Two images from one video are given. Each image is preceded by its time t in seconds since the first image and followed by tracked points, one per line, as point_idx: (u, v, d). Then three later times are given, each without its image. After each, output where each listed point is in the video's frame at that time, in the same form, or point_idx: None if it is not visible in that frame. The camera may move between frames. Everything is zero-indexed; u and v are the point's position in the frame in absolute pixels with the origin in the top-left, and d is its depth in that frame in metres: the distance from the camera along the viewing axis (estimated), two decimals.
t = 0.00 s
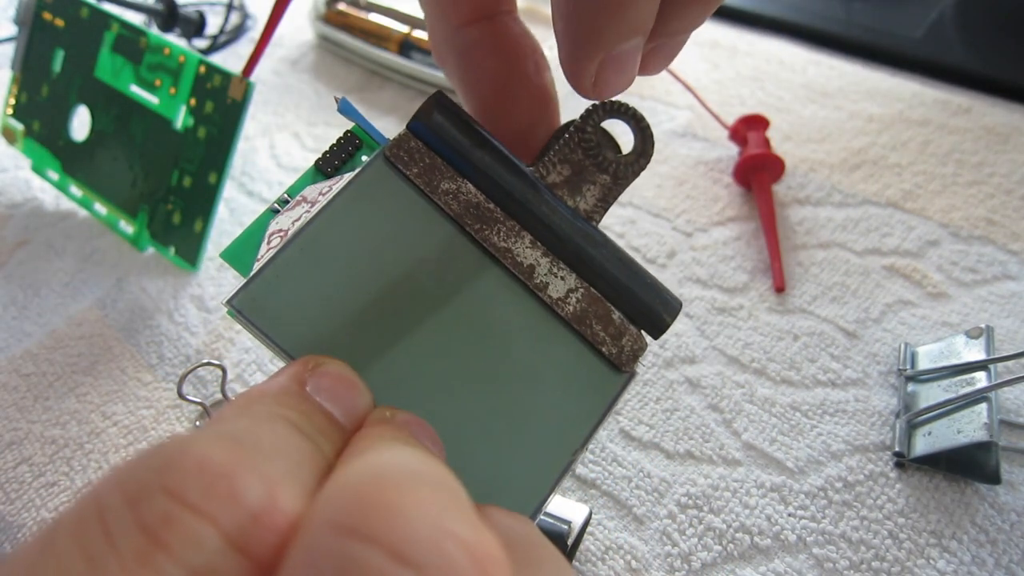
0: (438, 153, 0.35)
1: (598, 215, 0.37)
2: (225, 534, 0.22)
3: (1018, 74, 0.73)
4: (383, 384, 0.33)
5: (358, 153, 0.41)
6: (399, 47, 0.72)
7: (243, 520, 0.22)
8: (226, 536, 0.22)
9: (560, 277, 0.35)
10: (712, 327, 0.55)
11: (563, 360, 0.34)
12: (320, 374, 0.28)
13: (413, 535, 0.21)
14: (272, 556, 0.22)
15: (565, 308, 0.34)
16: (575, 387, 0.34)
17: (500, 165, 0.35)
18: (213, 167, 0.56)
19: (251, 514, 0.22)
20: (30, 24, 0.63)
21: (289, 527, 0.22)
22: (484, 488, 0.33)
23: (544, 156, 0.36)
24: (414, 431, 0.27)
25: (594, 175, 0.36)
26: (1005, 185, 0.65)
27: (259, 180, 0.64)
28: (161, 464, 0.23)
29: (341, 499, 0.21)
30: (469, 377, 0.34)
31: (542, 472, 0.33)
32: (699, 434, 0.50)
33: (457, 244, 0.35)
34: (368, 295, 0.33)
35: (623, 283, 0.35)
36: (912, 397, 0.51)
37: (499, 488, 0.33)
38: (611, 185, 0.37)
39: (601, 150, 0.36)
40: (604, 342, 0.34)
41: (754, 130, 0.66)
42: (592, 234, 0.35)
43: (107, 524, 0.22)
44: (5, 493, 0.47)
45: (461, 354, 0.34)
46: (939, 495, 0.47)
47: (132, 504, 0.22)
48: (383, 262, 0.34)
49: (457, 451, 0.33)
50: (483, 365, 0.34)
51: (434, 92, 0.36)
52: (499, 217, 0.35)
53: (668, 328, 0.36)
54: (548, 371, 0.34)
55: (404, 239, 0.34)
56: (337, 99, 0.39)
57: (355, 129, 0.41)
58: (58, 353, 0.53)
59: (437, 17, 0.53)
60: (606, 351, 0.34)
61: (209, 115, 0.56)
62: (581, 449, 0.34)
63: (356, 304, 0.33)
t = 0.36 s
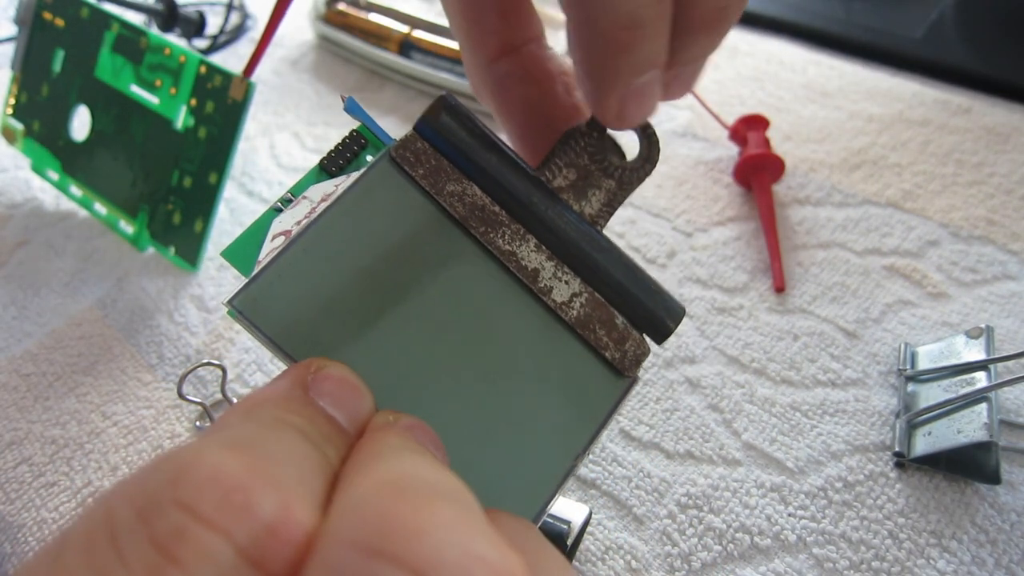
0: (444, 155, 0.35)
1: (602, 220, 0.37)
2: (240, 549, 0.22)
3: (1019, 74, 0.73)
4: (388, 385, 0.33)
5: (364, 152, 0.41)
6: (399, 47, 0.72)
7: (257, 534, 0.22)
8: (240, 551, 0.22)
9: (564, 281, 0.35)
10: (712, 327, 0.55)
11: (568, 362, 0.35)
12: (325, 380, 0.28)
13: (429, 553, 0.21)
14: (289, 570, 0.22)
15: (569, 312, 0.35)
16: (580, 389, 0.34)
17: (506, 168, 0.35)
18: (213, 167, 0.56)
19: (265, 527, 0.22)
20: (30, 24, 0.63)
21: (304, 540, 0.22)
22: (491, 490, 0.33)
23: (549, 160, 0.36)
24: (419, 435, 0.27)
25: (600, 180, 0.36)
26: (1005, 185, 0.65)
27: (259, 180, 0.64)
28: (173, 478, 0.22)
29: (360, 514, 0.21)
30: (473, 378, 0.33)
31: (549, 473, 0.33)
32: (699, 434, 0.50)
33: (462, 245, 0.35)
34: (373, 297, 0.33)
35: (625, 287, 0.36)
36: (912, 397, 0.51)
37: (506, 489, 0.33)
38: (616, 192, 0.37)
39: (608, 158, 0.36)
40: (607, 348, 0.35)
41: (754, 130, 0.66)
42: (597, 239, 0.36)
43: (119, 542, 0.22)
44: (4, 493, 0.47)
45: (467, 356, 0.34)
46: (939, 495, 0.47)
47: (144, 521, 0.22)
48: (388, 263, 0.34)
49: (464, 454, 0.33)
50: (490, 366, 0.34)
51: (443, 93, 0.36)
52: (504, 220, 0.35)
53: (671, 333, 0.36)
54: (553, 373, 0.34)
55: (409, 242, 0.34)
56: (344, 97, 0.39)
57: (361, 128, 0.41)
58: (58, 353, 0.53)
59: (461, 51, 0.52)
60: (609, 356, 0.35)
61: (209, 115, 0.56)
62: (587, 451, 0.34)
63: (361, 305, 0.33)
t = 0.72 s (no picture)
0: (440, 153, 0.35)
1: (599, 216, 0.37)
2: (246, 553, 0.22)
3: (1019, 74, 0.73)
4: (387, 384, 0.33)
5: (359, 151, 0.41)
6: (399, 47, 0.72)
7: (263, 538, 0.22)
8: (247, 555, 0.22)
9: (563, 279, 0.35)
10: (712, 328, 0.55)
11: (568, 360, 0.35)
12: (326, 381, 0.28)
13: (436, 558, 0.21)
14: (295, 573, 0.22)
15: (568, 310, 0.35)
16: (580, 386, 0.34)
17: (502, 166, 0.35)
18: (213, 167, 0.56)
19: (271, 531, 0.22)
20: (30, 24, 0.63)
21: (310, 543, 0.22)
22: (493, 488, 0.33)
23: (546, 159, 0.37)
24: (420, 434, 0.27)
25: (596, 177, 0.37)
26: (1005, 185, 0.65)
27: (258, 180, 0.64)
28: (177, 481, 0.22)
29: (365, 519, 0.21)
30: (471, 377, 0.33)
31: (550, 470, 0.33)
32: (699, 434, 0.50)
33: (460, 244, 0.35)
34: (371, 297, 0.33)
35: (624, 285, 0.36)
36: (912, 397, 0.51)
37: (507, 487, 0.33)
38: (611, 189, 0.37)
39: (607, 157, 0.37)
40: (605, 346, 0.35)
41: (754, 130, 0.66)
42: (594, 235, 0.36)
43: (124, 546, 0.22)
44: (4, 493, 0.47)
45: (467, 354, 0.34)
46: (939, 495, 0.47)
47: (149, 524, 0.22)
48: (386, 262, 0.34)
49: (464, 452, 0.33)
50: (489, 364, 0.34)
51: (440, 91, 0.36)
52: (501, 217, 0.35)
53: (670, 331, 0.36)
54: (551, 370, 0.34)
55: (407, 241, 0.34)
56: (339, 95, 0.39)
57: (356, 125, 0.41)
58: (58, 353, 0.53)
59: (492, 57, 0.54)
60: (608, 354, 0.34)
61: (210, 115, 0.56)
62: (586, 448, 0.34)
63: (360, 304, 0.33)
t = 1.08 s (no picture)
0: (449, 157, 0.35)
1: (607, 221, 0.37)
2: (254, 549, 0.22)
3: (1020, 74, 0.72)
4: (393, 388, 0.33)
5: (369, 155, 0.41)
6: (399, 46, 0.71)
7: (271, 534, 0.22)
8: (255, 550, 0.22)
9: (572, 285, 0.35)
10: (713, 328, 0.55)
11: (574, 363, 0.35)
12: (332, 380, 0.28)
13: (443, 552, 0.21)
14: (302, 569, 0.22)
15: (576, 316, 0.35)
16: (586, 390, 0.34)
17: (511, 171, 0.35)
18: (213, 167, 0.56)
19: (280, 527, 0.22)
20: (30, 24, 0.63)
21: (317, 539, 0.22)
22: (499, 491, 0.33)
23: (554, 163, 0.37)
24: (425, 435, 0.28)
25: (605, 182, 0.37)
26: (1005, 185, 0.65)
27: (259, 180, 0.64)
28: (187, 476, 0.22)
29: (373, 514, 0.21)
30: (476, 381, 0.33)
31: (555, 473, 0.33)
32: (699, 434, 0.50)
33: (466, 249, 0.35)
34: (378, 300, 0.33)
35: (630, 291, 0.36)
36: (912, 397, 0.51)
37: (512, 490, 0.33)
38: (620, 194, 0.37)
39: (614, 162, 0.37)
40: (614, 352, 0.35)
41: (755, 130, 0.66)
42: (603, 241, 0.36)
43: (133, 541, 0.22)
44: (4, 493, 0.47)
45: (472, 357, 0.34)
46: (939, 495, 0.47)
47: (158, 519, 0.22)
48: (394, 267, 0.34)
49: (470, 455, 0.33)
50: (496, 367, 0.34)
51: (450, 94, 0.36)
52: (511, 222, 0.35)
53: (678, 337, 0.36)
54: (558, 374, 0.34)
55: (412, 244, 0.34)
56: (350, 102, 0.38)
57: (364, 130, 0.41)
58: (58, 353, 0.53)
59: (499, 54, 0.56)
60: (616, 360, 0.35)
61: (210, 115, 0.56)
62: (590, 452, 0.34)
63: (367, 307, 0.33)
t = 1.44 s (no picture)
0: (448, 134, 0.35)
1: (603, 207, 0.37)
2: (250, 543, 0.22)
3: (1020, 74, 0.72)
4: (387, 386, 0.33)
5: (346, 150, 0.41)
6: (399, 47, 0.72)
7: (267, 529, 0.22)
8: (250, 544, 0.22)
9: (565, 268, 0.35)
10: (713, 327, 0.55)
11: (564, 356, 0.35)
12: (326, 376, 0.28)
13: (440, 546, 0.21)
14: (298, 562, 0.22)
15: (568, 300, 0.35)
16: (576, 375, 0.35)
17: (511, 154, 0.35)
18: (213, 167, 0.56)
19: (274, 522, 0.22)
20: (30, 24, 0.63)
21: (312, 533, 0.22)
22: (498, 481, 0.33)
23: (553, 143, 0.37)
24: (419, 431, 0.28)
25: (603, 169, 0.37)
26: (1005, 185, 0.65)
27: (258, 181, 0.64)
28: (181, 472, 0.22)
29: (367, 509, 0.21)
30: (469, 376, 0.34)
31: (547, 466, 0.34)
32: (699, 434, 0.50)
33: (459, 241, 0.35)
34: (372, 297, 0.33)
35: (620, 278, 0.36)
36: (912, 397, 0.51)
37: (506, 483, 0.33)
38: (618, 180, 0.37)
39: (614, 149, 0.37)
40: (603, 337, 0.35)
41: (754, 130, 0.66)
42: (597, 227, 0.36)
43: (126, 536, 0.22)
44: (4, 493, 0.47)
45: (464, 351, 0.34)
46: (939, 494, 0.47)
47: (151, 515, 0.22)
48: (387, 261, 0.33)
49: (464, 450, 0.33)
50: (489, 362, 0.34)
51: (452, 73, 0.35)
52: (506, 203, 0.35)
53: (669, 326, 0.36)
54: (550, 368, 0.35)
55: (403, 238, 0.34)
56: (323, 96, 0.38)
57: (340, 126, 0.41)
58: (58, 353, 0.53)
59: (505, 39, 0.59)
60: (605, 346, 0.35)
61: (210, 115, 0.56)
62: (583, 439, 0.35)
63: (359, 303, 0.33)
